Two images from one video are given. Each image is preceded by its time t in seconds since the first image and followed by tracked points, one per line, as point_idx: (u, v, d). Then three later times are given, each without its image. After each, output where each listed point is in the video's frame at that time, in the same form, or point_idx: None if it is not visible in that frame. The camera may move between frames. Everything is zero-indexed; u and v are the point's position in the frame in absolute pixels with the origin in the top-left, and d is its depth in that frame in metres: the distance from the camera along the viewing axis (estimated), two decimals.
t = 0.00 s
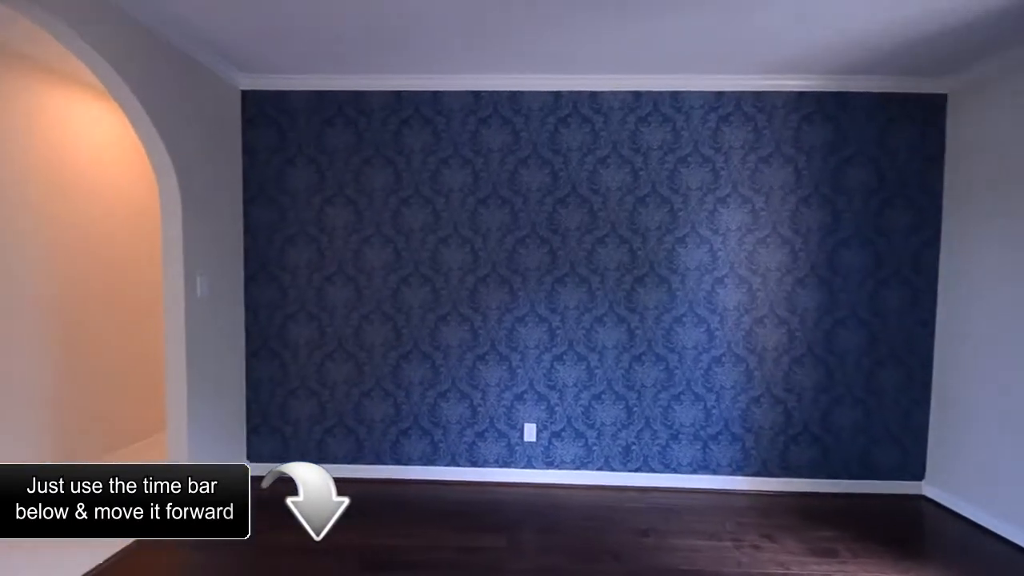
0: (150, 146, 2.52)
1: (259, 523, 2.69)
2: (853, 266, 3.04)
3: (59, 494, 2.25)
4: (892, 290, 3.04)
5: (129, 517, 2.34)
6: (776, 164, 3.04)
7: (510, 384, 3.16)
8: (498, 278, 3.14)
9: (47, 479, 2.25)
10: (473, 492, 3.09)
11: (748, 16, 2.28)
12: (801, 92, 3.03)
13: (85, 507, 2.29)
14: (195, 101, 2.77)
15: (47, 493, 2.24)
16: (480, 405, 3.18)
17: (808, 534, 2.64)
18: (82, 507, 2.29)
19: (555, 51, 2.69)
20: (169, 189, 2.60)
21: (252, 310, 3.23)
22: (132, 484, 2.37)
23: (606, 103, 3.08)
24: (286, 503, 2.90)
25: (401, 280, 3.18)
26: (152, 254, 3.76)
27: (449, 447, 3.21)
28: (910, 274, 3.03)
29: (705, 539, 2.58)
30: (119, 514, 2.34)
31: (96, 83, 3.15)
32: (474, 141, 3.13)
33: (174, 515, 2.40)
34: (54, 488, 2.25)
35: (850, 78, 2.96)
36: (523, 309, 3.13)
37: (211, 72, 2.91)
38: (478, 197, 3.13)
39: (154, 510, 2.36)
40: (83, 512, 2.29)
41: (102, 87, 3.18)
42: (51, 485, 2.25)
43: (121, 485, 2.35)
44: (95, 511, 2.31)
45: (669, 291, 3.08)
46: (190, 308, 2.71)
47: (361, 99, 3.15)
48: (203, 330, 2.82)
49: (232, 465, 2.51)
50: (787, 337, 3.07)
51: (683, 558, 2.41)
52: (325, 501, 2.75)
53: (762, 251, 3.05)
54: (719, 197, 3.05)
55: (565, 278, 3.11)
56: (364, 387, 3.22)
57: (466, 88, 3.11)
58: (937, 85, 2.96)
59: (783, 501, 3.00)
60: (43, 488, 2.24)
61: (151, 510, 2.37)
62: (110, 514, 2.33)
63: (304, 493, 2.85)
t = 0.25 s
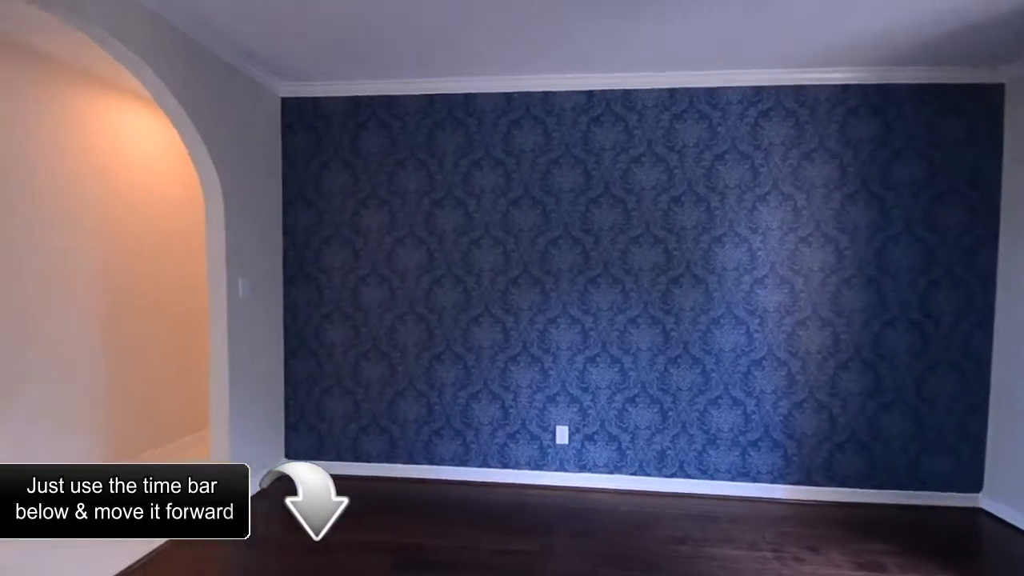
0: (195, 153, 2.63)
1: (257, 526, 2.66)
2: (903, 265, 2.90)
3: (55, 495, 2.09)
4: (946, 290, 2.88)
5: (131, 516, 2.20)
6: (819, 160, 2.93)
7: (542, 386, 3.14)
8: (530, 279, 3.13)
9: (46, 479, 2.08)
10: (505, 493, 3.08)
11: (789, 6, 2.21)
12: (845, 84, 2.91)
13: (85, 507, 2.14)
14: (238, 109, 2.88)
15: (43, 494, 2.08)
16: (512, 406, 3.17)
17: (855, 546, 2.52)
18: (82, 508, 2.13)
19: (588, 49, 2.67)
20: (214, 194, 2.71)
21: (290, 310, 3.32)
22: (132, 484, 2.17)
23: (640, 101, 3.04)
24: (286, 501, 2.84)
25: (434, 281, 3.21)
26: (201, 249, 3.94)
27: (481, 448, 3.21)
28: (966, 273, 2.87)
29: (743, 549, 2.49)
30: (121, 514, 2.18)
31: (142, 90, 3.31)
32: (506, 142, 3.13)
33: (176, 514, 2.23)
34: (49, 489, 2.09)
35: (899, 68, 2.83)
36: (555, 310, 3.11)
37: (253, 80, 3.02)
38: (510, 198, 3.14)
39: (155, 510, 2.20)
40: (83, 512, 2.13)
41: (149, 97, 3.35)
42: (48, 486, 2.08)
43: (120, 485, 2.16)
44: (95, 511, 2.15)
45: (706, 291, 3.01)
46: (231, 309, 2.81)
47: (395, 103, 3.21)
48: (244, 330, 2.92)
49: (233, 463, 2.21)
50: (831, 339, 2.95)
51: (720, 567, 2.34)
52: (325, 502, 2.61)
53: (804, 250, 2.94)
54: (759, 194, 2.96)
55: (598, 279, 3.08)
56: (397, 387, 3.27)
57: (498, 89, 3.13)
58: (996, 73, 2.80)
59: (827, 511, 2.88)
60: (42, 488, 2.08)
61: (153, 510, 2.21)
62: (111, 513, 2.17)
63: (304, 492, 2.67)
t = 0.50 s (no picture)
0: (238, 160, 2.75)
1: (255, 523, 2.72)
2: (960, 265, 2.73)
3: (56, 495, 2.23)
4: (1008, 292, 2.70)
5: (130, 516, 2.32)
6: (866, 154, 2.79)
7: (575, 388, 3.11)
8: (562, 281, 3.12)
9: (47, 480, 2.22)
10: (537, 495, 3.07)
11: None
12: (895, 74, 2.77)
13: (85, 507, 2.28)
14: (278, 117, 2.98)
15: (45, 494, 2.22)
16: (544, 408, 3.16)
17: (906, 562, 2.39)
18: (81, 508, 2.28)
19: (621, 47, 2.64)
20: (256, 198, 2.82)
21: (328, 311, 3.41)
22: (132, 484, 2.31)
23: (676, 98, 2.98)
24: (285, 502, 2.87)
25: (466, 282, 3.23)
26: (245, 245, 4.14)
27: (512, 449, 3.21)
28: None
29: (784, 560, 2.40)
30: (120, 513, 2.31)
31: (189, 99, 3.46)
32: (538, 143, 3.13)
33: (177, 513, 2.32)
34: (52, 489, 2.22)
35: (955, 56, 2.67)
36: (588, 312, 3.08)
37: (293, 89, 3.12)
38: (542, 199, 3.13)
39: (155, 510, 2.31)
40: (84, 511, 2.27)
41: (195, 106, 3.53)
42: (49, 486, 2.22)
43: (121, 485, 2.31)
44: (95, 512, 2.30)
45: (744, 293, 2.92)
46: (272, 310, 2.91)
47: (429, 107, 3.25)
48: (284, 329, 3.02)
49: (231, 463, 2.33)
50: (880, 343, 2.81)
51: None
52: (324, 502, 2.76)
53: (850, 250, 2.81)
54: (801, 191, 2.85)
55: (632, 280, 3.03)
56: (430, 387, 3.30)
57: (531, 90, 3.13)
58: None
59: (876, 523, 2.74)
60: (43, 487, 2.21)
61: (150, 510, 2.32)
62: (111, 513, 2.31)
63: (303, 492, 2.83)
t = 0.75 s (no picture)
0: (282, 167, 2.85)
1: (256, 526, 2.68)
2: None
3: (55, 495, 2.22)
4: None
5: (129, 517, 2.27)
6: (918, 149, 2.65)
7: (607, 391, 3.08)
8: (594, 282, 3.09)
9: (47, 479, 2.23)
10: (569, 498, 3.04)
11: None
12: (950, 64, 2.62)
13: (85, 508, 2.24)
14: (319, 124, 3.09)
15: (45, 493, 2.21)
16: (577, 410, 3.13)
17: None
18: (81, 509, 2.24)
19: (655, 44, 2.61)
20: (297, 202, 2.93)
21: (364, 312, 3.50)
22: (132, 484, 2.26)
23: (713, 95, 2.91)
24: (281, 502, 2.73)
25: (499, 284, 3.25)
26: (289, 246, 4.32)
27: (544, 451, 3.20)
28: None
29: None
30: (120, 514, 2.27)
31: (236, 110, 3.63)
32: (570, 144, 3.12)
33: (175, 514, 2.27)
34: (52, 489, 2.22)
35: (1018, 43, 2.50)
36: (621, 314, 3.04)
37: (332, 97, 3.23)
38: (574, 200, 3.11)
39: (155, 510, 2.26)
40: (84, 511, 2.23)
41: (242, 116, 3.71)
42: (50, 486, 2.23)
43: (121, 485, 2.26)
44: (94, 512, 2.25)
45: (786, 295, 2.81)
46: (311, 310, 3.01)
47: (462, 111, 3.30)
48: (323, 330, 3.11)
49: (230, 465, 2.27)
50: (934, 348, 2.65)
51: None
52: (322, 502, 2.68)
53: (901, 249, 2.67)
54: (848, 189, 2.73)
55: (666, 282, 2.97)
56: (463, 388, 3.33)
57: (564, 91, 3.12)
58: None
59: (931, 540, 2.58)
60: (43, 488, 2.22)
61: (150, 510, 2.27)
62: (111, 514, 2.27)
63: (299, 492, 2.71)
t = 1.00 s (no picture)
0: (322, 173, 2.95)
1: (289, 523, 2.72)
2: None
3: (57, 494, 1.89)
4: None
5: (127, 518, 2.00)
6: (977, 143, 2.50)
7: (641, 394, 3.02)
8: (628, 284, 3.05)
9: (48, 478, 1.86)
10: (602, 502, 3.00)
11: None
12: (1012, 51, 2.45)
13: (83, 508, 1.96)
14: (357, 131, 3.18)
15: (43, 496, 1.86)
16: (609, 413, 3.09)
17: None
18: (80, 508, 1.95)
19: (691, 41, 2.55)
20: (336, 206, 3.02)
21: (399, 313, 3.57)
22: (132, 483, 2.01)
23: (752, 91, 2.82)
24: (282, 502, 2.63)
25: (531, 285, 3.25)
26: (327, 245, 4.49)
27: (577, 454, 3.17)
28: None
29: None
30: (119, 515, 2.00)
31: (277, 118, 3.77)
32: (604, 144, 3.09)
33: (175, 515, 2.03)
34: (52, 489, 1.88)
35: None
36: (655, 316, 2.99)
37: (369, 104, 3.32)
38: (607, 201, 3.08)
39: (154, 511, 2.01)
40: (83, 512, 1.95)
41: (283, 124, 3.87)
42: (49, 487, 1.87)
43: (120, 485, 2.00)
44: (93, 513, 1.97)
45: (831, 297, 2.69)
46: (349, 311, 3.09)
47: (495, 114, 3.32)
48: (360, 329, 3.19)
49: (233, 462, 2.04)
50: (995, 354, 2.49)
51: None
52: (319, 503, 2.56)
53: (958, 249, 2.52)
54: (898, 185, 2.59)
55: (703, 284, 2.90)
56: (495, 389, 3.35)
57: (597, 91, 3.10)
58: None
59: (992, 559, 2.42)
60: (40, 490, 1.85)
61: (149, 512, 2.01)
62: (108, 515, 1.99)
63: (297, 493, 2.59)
